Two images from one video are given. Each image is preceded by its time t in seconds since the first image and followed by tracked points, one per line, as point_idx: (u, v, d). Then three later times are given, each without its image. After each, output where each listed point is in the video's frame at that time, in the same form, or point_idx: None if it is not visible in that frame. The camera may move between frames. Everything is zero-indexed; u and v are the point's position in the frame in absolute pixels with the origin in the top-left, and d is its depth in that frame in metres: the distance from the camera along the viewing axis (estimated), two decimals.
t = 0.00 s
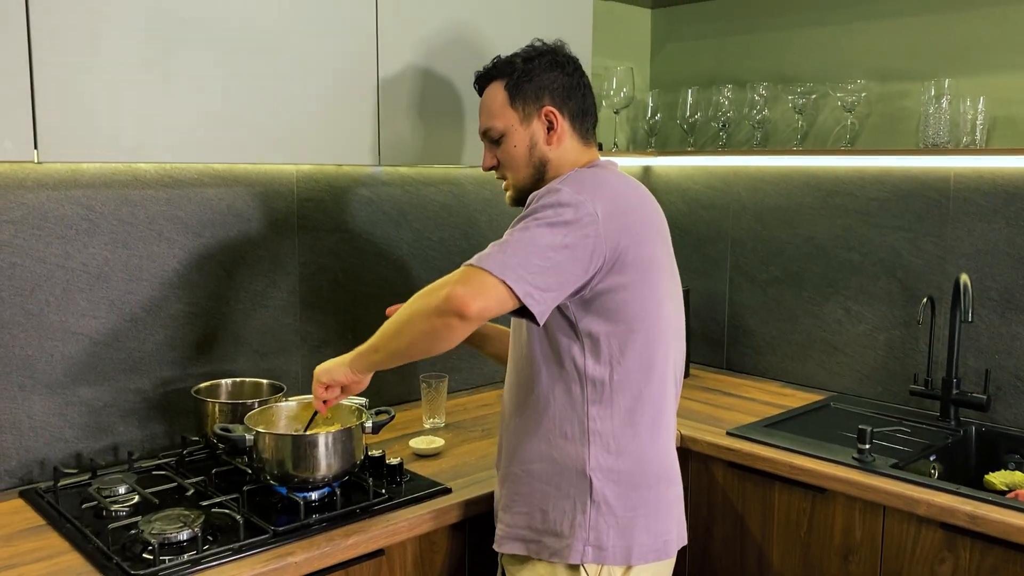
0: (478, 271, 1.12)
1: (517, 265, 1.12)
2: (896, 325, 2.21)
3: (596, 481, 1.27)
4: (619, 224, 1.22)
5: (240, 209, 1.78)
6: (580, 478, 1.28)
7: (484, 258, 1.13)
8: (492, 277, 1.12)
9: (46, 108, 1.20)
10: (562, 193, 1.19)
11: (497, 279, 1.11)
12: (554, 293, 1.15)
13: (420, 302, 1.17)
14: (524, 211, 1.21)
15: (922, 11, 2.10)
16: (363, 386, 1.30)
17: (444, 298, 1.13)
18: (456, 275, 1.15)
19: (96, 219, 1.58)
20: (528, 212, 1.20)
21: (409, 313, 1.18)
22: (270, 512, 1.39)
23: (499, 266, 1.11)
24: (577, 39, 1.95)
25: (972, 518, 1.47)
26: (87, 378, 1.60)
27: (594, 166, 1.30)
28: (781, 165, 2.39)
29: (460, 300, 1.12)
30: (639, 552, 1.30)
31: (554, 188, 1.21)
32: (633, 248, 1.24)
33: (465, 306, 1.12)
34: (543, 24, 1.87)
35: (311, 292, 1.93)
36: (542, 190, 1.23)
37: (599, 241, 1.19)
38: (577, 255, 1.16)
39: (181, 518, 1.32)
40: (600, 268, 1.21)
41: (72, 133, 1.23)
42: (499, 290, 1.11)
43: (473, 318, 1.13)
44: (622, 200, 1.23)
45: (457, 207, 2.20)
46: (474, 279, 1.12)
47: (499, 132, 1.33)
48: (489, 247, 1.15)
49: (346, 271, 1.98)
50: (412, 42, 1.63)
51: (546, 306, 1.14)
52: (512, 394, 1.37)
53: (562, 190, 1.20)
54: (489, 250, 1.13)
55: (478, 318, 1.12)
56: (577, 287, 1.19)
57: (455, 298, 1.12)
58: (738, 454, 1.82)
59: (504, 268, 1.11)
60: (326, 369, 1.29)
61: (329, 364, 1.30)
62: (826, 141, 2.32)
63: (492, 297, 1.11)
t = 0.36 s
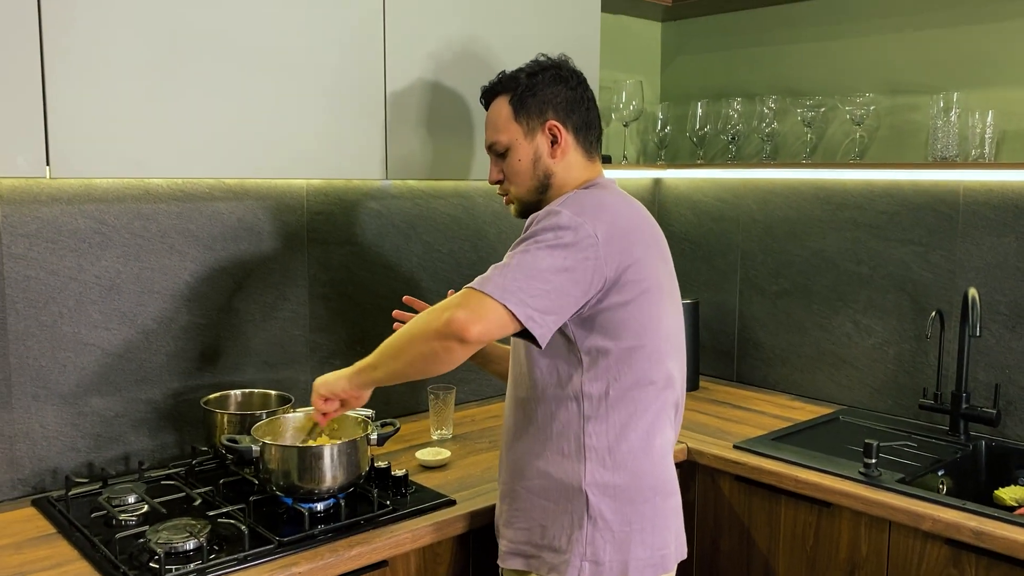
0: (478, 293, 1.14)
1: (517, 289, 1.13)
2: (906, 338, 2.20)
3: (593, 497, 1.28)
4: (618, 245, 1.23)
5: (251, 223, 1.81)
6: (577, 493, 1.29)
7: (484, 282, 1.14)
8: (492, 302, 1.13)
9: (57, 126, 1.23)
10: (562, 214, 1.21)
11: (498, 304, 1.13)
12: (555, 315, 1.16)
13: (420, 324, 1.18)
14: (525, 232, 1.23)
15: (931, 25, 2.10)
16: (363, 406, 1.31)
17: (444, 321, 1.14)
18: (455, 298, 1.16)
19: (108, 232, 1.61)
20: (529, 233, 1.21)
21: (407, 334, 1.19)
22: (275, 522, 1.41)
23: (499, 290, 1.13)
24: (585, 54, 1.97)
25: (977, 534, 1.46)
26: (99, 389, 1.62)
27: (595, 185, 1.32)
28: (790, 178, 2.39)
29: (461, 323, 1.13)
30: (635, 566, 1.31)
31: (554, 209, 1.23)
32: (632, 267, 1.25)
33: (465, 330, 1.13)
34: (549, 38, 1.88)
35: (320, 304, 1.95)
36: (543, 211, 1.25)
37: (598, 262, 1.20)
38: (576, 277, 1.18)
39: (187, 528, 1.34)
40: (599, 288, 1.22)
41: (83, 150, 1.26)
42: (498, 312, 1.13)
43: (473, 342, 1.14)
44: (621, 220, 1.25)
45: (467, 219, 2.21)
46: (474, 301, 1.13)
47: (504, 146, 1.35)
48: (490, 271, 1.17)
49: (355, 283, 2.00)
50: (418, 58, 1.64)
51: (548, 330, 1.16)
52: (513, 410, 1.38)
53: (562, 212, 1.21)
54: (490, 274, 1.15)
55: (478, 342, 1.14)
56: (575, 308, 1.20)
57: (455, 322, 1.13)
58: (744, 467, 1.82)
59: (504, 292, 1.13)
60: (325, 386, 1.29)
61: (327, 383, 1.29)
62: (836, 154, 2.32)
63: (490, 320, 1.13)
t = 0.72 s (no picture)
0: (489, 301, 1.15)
1: (527, 295, 1.14)
2: (921, 349, 2.18)
3: (594, 505, 1.28)
4: (622, 253, 1.24)
5: (266, 232, 1.83)
6: (578, 500, 1.29)
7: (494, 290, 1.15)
8: (504, 311, 1.14)
9: (74, 136, 1.26)
10: (567, 222, 1.22)
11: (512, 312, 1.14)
12: (563, 321, 1.17)
13: (439, 330, 1.20)
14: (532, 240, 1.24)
15: (944, 35, 2.09)
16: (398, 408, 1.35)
17: (459, 330, 1.16)
18: (468, 306, 1.17)
19: (125, 241, 1.63)
20: (535, 241, 1.22)
21: (430, 340, 1.21)
22: (285, 528, 1.42)
23: (509, 297, 1.14)
24: (596, 65, 1.98)
25: (990, 546, 1.45)
26: (114, 395, 1.64)
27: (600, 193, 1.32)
28: (804, 188, 2.38)
29: (472, 332, 1.14)
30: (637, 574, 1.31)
31: (559, 217, 1.23)
32: (637, 275, 1.26)
33: (477, 339, 1.14)
34: (560, 49, 1.89)
35: (333, 313, 1.96)
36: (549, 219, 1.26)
37: (602, 270, 1.21)
38: (583, 285, 1.19)
39: (198, 533, 1.35)
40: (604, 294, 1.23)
41: (99, 160, 1.28)
42: (507, 320, 1.14)
43: (485, 351, 1.15)
44: (626, 227, 1.25)
45: (479, 228, 2.22)
46: (484, 309, 1.14)
47: (509, 157, 1.36)
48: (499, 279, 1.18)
49: (368, 292, 2.01)
50: (430, 69, 1.66)
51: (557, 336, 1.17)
52: (517, 417, 1.39)
53: (567, 219, 1.22)
54: (500, 283, 1.16)
55: (491, 351, 1.15)
56: (581, 313, 1.21)
57: (468, 331, 1.14)
58: (755, 477, 1.81)
59: (514, 299, 1.14)
60: (361, 390, 1.34)
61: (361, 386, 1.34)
62: (849, 164, 2.31)
63: (502, 330, 1.13)
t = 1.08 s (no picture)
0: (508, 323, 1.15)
1: (549, 318, 1.14)
2: (943, 365, 2.16)
3: (615, 522, 1.27)
4: (643, 270, 1.23)
5: (286, 247, 1.84)
6: (598, 518, 1.28)
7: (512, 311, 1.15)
8: (525, 332, 1.13)
9: (100, 152, 1.28)
10: (588, 242, 1.22)
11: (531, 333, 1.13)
12: (586, 344, 1.17)
13: (451, 353, 1.18)
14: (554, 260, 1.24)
15: (965, 49, 2.08)
16: (387, 427, 1.34)
17: (478, 353, 1.14)
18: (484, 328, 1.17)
19: (147, 255, 1.65)
20: (556, 262, 1.22)
21: (440, 363, 1.19)
22: (304, 542, 1.42)
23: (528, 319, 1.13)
24: (614, 80, 1.98)
25: (1015, 566, 1.42)
26: (136, 409, 1.66)
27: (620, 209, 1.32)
28: (823, 203, 2.37)
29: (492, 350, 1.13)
30: None
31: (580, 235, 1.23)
32: (658, 292, 1.26)
33: (499, 362, 1.13)
34: (579, 66, 1.90)
35: (353, 327, 1.97)
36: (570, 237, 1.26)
37: (623, 289, 1.21)
38: (604, 304, 1.18)
39: (218, 547, 1.36)
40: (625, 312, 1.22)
41: (124, 175, 1.30)
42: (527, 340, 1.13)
43: (507, 372, 1.14)
44: (647, 245, 1.25)
45: (497, 243, 2.22)
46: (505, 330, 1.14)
47: (530, 169, 1.37)
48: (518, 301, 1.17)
49: (387, 306, 2.02)
50: (449, 86, 1.68)
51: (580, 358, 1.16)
52: (537, 434, 1.39)
53: (589, 237, 1.22)
54: (521, 303, 1.15)
55: (514, 373, 1.14)
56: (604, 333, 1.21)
57: (488, 352, 1.13)
58: (775, 494, 1.79)
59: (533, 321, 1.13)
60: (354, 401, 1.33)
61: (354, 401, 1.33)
62: (869, 179, 2.30)
63: (528, 352, 1.13)
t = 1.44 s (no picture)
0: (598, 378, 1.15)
1: (636, 359, 1.14)
2: (966, 375, 2.13)
3: (650, 535, 1.26)
4: (703, 295, 1.22)
5: (305, 255, 1.84)
6: (632, 531, 1.27)
7: (588, 360, 1.15)
8: (621, 390, 1.14)
9: (122, 159, 1.28)
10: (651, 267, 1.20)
11: (619, 384, 1.14)
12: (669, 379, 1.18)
13: (539, 414, 1.17)
14: (613, 286, 1.22)
15: (986, 57, 2.07)
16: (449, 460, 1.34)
17: (574, 417, 1.14)
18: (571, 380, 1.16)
19: (167, 263, 1.66)
20: (618, 289, 1.20)
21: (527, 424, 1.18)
22: (323, 551, 1.41)
23: (604, 369, 1.14)
24: (633, 88, 1.98)
25: None
26: (154, 416, 1.66)
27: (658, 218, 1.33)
28: (844, 212, 2.35)
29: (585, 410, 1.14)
30: None
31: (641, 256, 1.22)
32: (717, 313, 1.26)
33: (600, 423, 1.14)
34: (598, 74, 1.90)
35: (371, 335, 1.96)
36: (627, 257, 1.24)
37: (685, 316, 1.19)
38: (673, 337, 1.18)
39: (238, 555, 1.35)
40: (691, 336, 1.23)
41: (146, 182, 1.30)
42: (617, 395, 1.14)
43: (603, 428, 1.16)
44: (708, 265, 1.25)
45: (514, 252, 2.21)
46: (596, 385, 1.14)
47: (562, 170, 1.36)
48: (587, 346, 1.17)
49: (405, 315, 2.01)
50: (468, 94, 1.68)
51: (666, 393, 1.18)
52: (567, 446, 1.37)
53: (654, 261, 1.20)
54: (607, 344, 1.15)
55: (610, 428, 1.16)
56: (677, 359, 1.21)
57: (588, 416, 1.13)
58: (797, 505, 1.77)
59: (608, 368, 1.14)
60: (418, 439, 1.31)
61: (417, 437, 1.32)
62: (890, 187, 2.28)
63: (625, 409, 1.15)
